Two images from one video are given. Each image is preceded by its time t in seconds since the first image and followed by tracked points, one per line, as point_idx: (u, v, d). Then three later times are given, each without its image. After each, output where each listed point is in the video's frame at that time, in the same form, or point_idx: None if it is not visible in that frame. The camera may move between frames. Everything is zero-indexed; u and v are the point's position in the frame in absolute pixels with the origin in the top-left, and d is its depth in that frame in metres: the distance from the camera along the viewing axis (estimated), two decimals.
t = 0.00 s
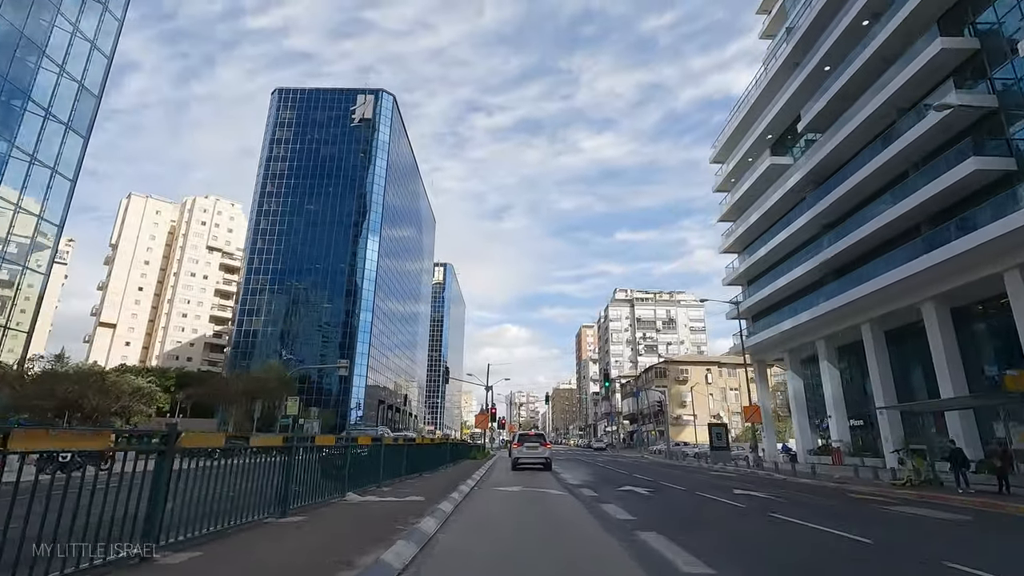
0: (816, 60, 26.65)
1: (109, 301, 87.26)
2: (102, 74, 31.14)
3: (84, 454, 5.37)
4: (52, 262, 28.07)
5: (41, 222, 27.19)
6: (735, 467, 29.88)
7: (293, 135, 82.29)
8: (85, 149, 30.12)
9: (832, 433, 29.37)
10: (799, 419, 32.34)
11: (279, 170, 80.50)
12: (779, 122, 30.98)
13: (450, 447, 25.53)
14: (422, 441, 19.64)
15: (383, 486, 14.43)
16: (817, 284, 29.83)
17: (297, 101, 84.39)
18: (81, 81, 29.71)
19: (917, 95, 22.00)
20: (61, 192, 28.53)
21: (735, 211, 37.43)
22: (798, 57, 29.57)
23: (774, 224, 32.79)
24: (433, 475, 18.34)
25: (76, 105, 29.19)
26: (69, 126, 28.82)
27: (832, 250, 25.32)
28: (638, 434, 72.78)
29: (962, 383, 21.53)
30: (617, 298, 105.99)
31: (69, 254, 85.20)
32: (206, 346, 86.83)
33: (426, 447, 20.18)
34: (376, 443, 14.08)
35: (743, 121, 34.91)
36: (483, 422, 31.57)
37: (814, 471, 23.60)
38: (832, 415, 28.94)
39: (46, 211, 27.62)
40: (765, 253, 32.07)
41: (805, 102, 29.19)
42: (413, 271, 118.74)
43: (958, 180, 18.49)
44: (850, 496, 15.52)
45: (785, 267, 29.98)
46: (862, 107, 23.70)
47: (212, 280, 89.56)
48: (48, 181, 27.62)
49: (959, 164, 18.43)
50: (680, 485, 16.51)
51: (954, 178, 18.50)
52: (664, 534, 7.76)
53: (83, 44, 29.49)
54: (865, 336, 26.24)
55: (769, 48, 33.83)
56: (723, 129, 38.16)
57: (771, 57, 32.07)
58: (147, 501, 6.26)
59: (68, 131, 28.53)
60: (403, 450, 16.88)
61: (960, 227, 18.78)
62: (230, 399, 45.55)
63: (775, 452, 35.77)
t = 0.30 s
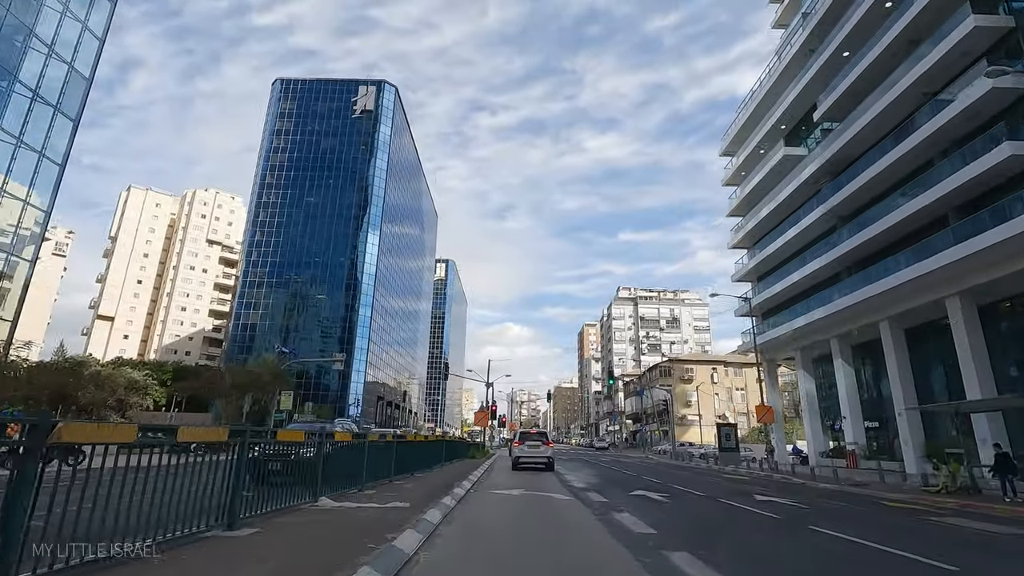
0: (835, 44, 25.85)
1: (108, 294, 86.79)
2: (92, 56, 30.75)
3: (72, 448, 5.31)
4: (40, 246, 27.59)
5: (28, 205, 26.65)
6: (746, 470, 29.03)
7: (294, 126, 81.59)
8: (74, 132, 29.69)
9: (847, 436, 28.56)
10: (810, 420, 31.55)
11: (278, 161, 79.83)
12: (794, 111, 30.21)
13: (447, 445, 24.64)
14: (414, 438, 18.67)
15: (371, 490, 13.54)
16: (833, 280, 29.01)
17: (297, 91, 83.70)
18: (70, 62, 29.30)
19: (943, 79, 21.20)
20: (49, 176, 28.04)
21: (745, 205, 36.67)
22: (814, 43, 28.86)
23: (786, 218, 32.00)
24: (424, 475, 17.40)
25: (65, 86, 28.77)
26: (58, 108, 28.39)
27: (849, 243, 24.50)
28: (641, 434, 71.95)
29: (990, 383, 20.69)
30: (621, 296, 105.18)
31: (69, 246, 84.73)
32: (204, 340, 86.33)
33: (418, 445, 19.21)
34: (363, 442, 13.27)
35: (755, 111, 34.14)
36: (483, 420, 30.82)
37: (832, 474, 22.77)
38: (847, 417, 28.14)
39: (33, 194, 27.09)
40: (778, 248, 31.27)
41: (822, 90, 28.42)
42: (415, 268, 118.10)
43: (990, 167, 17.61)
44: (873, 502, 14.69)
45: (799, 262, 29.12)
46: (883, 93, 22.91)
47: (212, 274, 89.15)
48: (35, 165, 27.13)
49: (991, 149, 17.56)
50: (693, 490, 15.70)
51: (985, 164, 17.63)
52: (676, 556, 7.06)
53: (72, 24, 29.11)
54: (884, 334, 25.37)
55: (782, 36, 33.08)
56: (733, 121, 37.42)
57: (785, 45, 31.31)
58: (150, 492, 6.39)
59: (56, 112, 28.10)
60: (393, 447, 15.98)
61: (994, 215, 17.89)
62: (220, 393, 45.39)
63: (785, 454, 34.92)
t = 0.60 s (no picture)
0: (844, 22, 25.17)
1: (101, 294, 85.98)
2: (73, 44, 29.94)
3: (40, 449, 4.66)
4: (19, 244, 26.54)
5: (6, 197, 25.76)
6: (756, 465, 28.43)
7: (286, 119, 80.62)
8: (55, 123, 28.83)
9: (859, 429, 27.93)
10: (820, 413, 30.87)
11: (271, 156, 78.91)
12: (799, 95, 29.58)
13: (444, 442, 23.82)
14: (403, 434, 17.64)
15: (356, 490, 12.54)
16: (843, 267, 28.37)
17: (289, 85, 82.71)
18: (50, 50, 28.50)
19: (961, 55, 20.54)
20: (28, 167, 27.15)
21: (749, 193, 36.03)
22: (822, 22, 28.20)
23: (792, 205, 31.42)
24: (415, 476, 16.37)
25: (44, 75, 27.91)
26: (36, 97, 27.55)
27: (862, 228, 23.82)
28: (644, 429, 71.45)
29: (1012, 372, 20.02)
30: (621, 291, 104.58)
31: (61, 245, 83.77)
32: (200, 339, 85.71)
33: (409, 442, 18.16)
34: (347, 440, 12.21)
35: (759, 97, 33.52)
36: (482, 417, 30.13)
37: (847, 470, 22.09)
38: (859, 409, 27.50)
39: (12, 186, 26.20)
40: (785, 236, 30.64)
41: (829, 71, 27.73)
42: (413, 265, 117.34)
43: (1014, 144, 16.90)
44: (902, 502, 13.90)
45: (808, 249, 28.45)
46: (895, 71, 22.26)
47: (206, 272, 88.39)
48: (13, 156, 26.19)
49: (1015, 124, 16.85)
50: (710, 489, 14.96)
51: (1009, 141, 16.92)
52: (697, 570, 6.30)
53: (52, 10, 28.34)
54: (899, 323, 24.67)
55: (786, 18, 32.41)
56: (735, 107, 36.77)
57: (791, 26, 30.62)
58: (104, 505, 5.51)
59: (34, 102, 27.27)
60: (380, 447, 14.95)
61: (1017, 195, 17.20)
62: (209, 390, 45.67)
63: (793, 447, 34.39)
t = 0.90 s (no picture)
0: (854, 7, 24.66)
1: (95, 292, 85.23)
2: (58, 30, 27.91)
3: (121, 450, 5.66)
4: None
5: None
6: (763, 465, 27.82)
7: (281, 113, 79.91)
8: (37, 113, 26.86)
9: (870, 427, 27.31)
10: (829, 411, 30.24)
11: (266, 151, 78.22)
12: (807, 83, 29.10)
13: (440, 441, 22.89)
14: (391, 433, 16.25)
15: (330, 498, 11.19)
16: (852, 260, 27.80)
17: (284, 79, 82.00)
18: (31, 35, 26.44)
19: (977, 38, 20.03)
20: (8, 160, 25.22)
21: (755, 186, 35.51)
22: (830, 9, 27.71)
23: (799, 197, 30.91)
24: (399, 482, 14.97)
25: (25, 61, 25.88)
26: (17, 85, 25.55)
27: (876, 218, 23.24)
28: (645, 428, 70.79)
29: None
30: (621, 289, 103.95)
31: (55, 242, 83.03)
32: (195, 337, 85.16)
33: (398, 442, 16.81)
34: (322, 440, 10.83)
35: (764, 87, 33.03)
36: (481, 416, 29.45)
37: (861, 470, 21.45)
38: (870, 407, 26.89)
39: None
40: (793, 229, 30.12)
41: (838, 58, 27.23)
42: (412, 264, 116.65)
43: None
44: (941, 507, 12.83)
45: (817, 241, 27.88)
46: (910, 55, 21.74)
47: (202, 271, 87.70)
48: None
49: None
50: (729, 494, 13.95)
51: None
52: None
53: None
54: (915, 316, 23.92)
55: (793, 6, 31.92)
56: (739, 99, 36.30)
57: (798, 13, 30.10)
58: None
59: (15, 90, 25.28)
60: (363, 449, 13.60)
61: None
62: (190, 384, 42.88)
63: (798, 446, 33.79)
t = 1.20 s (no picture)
0: None
1: (91, 289, 84.66)
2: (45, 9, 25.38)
3: None
4: None
5: None
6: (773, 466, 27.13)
7: (280, 107, 79.28)
8: (21, 102, 24.49)
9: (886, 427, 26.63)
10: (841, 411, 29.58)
11: (264, 146, 77.61)
12: (818, 71, 28.63)
13: (436, 441, 21.91)
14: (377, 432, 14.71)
15: (296, 508, 9.76)
16: (862, 256, 27.34)
17: (282, 73, 81.33)
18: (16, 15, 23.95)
19: (999, 20, 19.45)
20: None
21: (763, 179, 35.02)
22: None
23: (809, 189, 30.38)
24: (383, 487, 13.45)
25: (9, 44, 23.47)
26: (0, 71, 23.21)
27: (889, 212, 22.81)
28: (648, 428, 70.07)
29: None
30: (623, 288, 103.30)
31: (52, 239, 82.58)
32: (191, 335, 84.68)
33: (384, 442, 15.28)
34: (285, 439, 9.37)
35: (774, 76, 32.51)
36: (479, 415, 28.78)
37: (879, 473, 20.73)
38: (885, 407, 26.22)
39: None
40: (804, 221, 29.54)
41: (851, 46, 26.73)
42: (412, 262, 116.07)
43: None
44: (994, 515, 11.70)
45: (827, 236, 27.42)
46: (927, 40, 21.22)
47: (199, 268, 87.19)
48: None
49: None
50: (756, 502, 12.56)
51: None
52: None
53: None
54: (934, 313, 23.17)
55: None
56: (747, 90, 35.85)
57: None
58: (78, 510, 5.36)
59: None
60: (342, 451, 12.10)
61: None
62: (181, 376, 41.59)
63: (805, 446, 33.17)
